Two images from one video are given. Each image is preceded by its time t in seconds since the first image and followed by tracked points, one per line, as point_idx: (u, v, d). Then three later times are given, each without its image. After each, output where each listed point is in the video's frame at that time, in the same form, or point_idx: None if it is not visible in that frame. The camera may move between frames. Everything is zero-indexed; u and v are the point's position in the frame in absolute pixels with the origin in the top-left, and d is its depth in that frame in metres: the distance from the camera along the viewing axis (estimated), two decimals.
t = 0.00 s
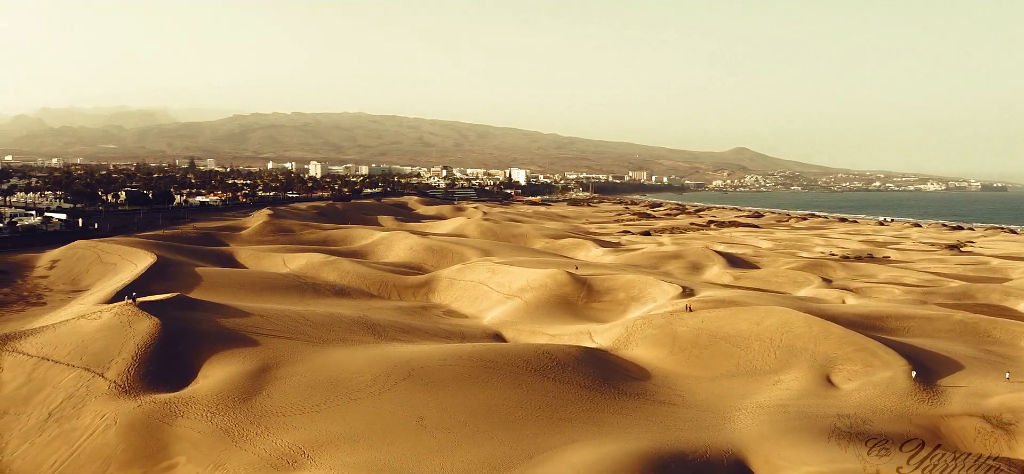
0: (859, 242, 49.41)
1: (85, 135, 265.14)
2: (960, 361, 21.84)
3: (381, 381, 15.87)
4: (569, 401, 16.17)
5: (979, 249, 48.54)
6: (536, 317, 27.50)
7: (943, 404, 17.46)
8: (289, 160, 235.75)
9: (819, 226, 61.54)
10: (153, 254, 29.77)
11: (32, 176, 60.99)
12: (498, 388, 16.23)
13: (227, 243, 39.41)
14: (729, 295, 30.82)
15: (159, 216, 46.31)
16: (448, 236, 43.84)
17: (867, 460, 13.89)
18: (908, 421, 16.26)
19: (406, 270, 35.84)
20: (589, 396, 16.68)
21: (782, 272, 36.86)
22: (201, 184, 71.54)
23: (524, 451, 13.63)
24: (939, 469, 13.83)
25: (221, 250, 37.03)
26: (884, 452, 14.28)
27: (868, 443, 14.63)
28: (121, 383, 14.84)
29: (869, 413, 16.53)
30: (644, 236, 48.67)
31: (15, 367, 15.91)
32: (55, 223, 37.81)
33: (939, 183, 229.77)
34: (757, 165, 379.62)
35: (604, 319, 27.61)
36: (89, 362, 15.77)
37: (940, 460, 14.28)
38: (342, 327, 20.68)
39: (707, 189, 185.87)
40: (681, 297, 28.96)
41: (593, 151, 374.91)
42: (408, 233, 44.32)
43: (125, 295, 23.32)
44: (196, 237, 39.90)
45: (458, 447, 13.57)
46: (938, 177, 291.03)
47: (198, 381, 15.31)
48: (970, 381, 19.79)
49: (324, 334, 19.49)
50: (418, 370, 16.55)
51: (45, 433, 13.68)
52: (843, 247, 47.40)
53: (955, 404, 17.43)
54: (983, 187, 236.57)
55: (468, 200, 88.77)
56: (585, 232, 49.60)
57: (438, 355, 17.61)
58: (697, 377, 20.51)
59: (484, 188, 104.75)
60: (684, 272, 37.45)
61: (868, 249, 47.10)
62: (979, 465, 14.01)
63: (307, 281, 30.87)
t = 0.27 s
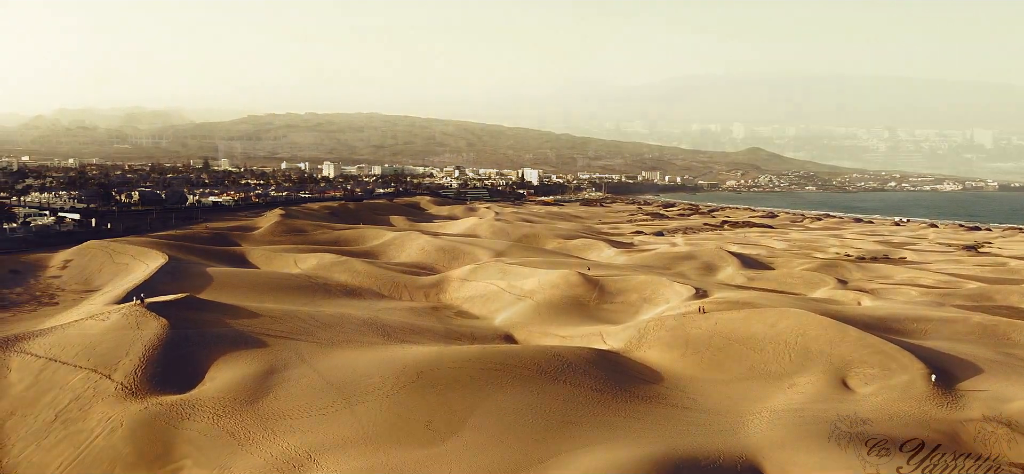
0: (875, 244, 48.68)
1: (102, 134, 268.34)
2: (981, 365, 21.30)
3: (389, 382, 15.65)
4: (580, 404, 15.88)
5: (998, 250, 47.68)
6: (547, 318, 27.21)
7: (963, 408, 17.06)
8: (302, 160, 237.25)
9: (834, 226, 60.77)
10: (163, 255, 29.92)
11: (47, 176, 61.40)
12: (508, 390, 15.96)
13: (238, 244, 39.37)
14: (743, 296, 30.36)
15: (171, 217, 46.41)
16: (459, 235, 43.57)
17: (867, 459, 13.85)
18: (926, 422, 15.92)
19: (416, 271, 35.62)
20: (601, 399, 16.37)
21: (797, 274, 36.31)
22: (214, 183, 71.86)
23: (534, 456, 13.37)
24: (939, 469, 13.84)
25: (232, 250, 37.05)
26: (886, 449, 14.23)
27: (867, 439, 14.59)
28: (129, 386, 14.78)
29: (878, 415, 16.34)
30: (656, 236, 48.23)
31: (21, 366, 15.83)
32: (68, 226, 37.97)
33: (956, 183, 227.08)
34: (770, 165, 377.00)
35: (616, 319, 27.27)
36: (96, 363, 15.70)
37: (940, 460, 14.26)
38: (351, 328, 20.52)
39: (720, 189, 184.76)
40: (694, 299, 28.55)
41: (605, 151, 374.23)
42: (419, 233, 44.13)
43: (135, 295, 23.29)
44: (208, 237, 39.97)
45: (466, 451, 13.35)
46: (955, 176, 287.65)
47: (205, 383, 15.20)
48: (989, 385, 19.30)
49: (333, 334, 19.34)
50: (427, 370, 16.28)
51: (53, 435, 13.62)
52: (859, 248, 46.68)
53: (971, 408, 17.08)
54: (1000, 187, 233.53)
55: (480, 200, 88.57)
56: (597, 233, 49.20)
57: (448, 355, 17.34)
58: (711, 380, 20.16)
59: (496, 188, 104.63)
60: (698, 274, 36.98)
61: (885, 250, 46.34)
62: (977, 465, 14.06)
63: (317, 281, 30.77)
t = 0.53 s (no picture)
0: (890, 243, 47.99)
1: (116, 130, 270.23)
2: (997, 369, 20.88)
3: (397, 375, 15.29)
4: (591, 407, 15.58)
5: (1015, 252, 46.93)
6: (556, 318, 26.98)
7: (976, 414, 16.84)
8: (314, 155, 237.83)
9: (848, 226, 60.11)
10: (173, 261, 29.85)
11: (55, 153, 60.62)
12: (517, 389, 15.63)
13: (247, 228, 38.77)
14: (756, 302, 29.99)
15: (180, 187, 45.65)
16: (469, 234, 43.24)
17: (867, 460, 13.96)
18: (941, 426, 15.63)
19: (426, 272, 35.35)
20: (612, 403, 16.07)
21: (811, 275, 35.79)
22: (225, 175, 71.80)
23: (544, 460, 13.11)
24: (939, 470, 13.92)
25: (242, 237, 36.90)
26: (885, 448, 14.30)
27: (869, 439, 14.61)
28: (133, 388, 14.54)
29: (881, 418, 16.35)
30: (668, 235, 47.75)
31: (17, 359, 15.29)
32: (75, 200, 37.29)
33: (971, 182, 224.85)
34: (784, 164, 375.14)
35: (625, 307, 26.91)
36: (99, 361, 15.34)
37: (940, 458, 14.28)
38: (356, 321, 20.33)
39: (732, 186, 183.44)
40: (706, 306, 28.26)
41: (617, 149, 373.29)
42: (428, 233, 43.86)
43: (142, 296, 23.06)
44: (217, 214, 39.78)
45: (476, 456, 13.08)
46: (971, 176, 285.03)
47: (211, 385, 15.05)
48: (1008, 392, 18.87)
49: (338, 325, 19.16)
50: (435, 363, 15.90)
51: (56, 438, 13.34)
52: (874, 248, 46.04)
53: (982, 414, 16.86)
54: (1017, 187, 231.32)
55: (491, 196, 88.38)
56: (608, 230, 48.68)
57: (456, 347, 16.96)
58: (725, 382, 19.83)
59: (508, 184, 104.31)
60: (709, 274, 36.50)
61: (900, 250, 45.68)
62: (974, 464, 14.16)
63: (326, 282, 30.71)
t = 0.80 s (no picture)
0: (906, 241, 47.25)
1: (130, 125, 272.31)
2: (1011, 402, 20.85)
3: (405, 372, 15.00)
4: (605, 411, 15.36)
5: None
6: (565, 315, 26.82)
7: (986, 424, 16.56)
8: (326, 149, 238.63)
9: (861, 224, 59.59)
10: (183, 263, 29.79)
11: (67, 153, 60.79)
12: (526, 390, 15.36)
13: (257, 226, 38.62)
14: (768, 314, 29.81)
15: (190, 187, 45.59)
16: (478, 235, 42.97)
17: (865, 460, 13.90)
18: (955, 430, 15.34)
19: (436, 273, 35.13)
20: (621, 407, 15.80)
21: (825, 277, 35.29)
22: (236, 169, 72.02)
23: (554, 466, 12.86)
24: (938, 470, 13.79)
25: (252, 236, 36.96)
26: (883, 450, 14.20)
27: (867, 440, 14.52)
28: (137, 388, 14.33)
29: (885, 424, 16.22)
30: (679, 232, 47.44)
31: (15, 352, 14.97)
32: (86, 199, 37.24)
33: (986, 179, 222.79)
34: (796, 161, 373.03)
35: (638, 307, 26.66)
36: (101, 358, 15.09)
37: (940, 458, 14.13)
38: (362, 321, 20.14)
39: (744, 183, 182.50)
40: (717, 314, 28.04)
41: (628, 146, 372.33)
42: (438, 234, 43.66)
43: (150, 302, 22.98)
44: (227, 213, 39.86)
45: (485, 461, 12.81)
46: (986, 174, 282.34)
47: (216, 388, 14.90)
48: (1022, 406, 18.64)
49: (344, 326, 18.97)
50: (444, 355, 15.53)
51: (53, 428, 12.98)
52: (889, 249, 45.36)
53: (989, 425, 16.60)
54: None
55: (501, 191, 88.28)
56: (619, 229, 48.24)
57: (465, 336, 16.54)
58: (740, 384, 19.63)
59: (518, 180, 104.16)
60: (721, 275, 36.06)
61: (916, 251, 44.97)
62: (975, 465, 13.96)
63: (336, 282, 30.70)
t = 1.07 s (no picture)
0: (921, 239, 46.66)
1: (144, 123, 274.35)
2: None
3: (412, 375, 14.81)
4: (618, 413, 15.27)
5: None
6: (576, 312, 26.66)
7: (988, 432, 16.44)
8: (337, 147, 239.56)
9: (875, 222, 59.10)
10: (191, 264, 29.80)
11: (79, 152, 61.10)
12: (534, 394, 15.17)
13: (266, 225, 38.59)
14: (781, 318, 29.57)
15: (200, 187, 45.66)
16: (488, 236, 42.74)
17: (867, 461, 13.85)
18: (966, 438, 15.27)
19: (445, 274, 35.02)
20: (632, 410, 15.66)
21: (839, 279, 34.80)
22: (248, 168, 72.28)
23: (571, 465, 12.74)
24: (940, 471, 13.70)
25: (262, 233, 36.99)
26: (884, 453, 14.19)
27: (867, 445, 14.55)
28: (141, 388, 14.20)
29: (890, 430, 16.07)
30: (690, 230, 47.15)
31: (16, 347, 14.80)
32: (96, 199, 37.32)
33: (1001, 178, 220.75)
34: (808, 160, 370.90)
35: (649, 308, 26.44)
36: (104, 357, 14.95)
37: (941, 459, 14.10)
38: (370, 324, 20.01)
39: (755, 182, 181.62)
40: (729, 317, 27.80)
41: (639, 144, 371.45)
42: (447, 236, 43.49)
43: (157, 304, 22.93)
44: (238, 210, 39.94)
45: (493, 463, 12.63)
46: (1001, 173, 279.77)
47: (221, 390, 14.75)
48: None
49: (351, 328, 18.82)
50: (452, 356, 15.32)
51: (53, 422, 12.77)
52: (905, 249, 44.74)
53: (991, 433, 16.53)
54: None
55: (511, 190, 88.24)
56: (630, 229, 47.85)
57: (473, 337, 16.30)
58: (754, 387, 19.43)
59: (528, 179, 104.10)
60: (734, 275, 35.63)
61: (931, 253, 44.33)
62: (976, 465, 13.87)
63: (346, 283, 30.72)
